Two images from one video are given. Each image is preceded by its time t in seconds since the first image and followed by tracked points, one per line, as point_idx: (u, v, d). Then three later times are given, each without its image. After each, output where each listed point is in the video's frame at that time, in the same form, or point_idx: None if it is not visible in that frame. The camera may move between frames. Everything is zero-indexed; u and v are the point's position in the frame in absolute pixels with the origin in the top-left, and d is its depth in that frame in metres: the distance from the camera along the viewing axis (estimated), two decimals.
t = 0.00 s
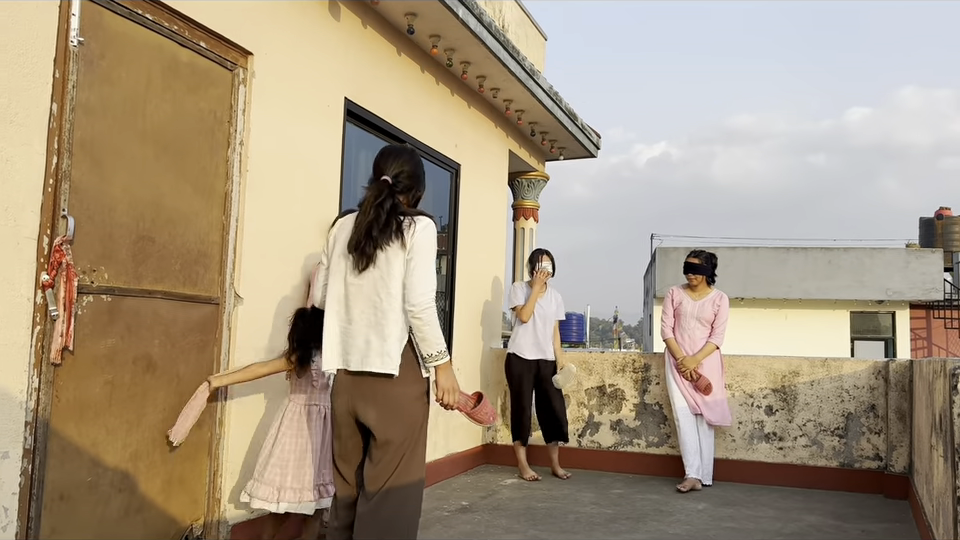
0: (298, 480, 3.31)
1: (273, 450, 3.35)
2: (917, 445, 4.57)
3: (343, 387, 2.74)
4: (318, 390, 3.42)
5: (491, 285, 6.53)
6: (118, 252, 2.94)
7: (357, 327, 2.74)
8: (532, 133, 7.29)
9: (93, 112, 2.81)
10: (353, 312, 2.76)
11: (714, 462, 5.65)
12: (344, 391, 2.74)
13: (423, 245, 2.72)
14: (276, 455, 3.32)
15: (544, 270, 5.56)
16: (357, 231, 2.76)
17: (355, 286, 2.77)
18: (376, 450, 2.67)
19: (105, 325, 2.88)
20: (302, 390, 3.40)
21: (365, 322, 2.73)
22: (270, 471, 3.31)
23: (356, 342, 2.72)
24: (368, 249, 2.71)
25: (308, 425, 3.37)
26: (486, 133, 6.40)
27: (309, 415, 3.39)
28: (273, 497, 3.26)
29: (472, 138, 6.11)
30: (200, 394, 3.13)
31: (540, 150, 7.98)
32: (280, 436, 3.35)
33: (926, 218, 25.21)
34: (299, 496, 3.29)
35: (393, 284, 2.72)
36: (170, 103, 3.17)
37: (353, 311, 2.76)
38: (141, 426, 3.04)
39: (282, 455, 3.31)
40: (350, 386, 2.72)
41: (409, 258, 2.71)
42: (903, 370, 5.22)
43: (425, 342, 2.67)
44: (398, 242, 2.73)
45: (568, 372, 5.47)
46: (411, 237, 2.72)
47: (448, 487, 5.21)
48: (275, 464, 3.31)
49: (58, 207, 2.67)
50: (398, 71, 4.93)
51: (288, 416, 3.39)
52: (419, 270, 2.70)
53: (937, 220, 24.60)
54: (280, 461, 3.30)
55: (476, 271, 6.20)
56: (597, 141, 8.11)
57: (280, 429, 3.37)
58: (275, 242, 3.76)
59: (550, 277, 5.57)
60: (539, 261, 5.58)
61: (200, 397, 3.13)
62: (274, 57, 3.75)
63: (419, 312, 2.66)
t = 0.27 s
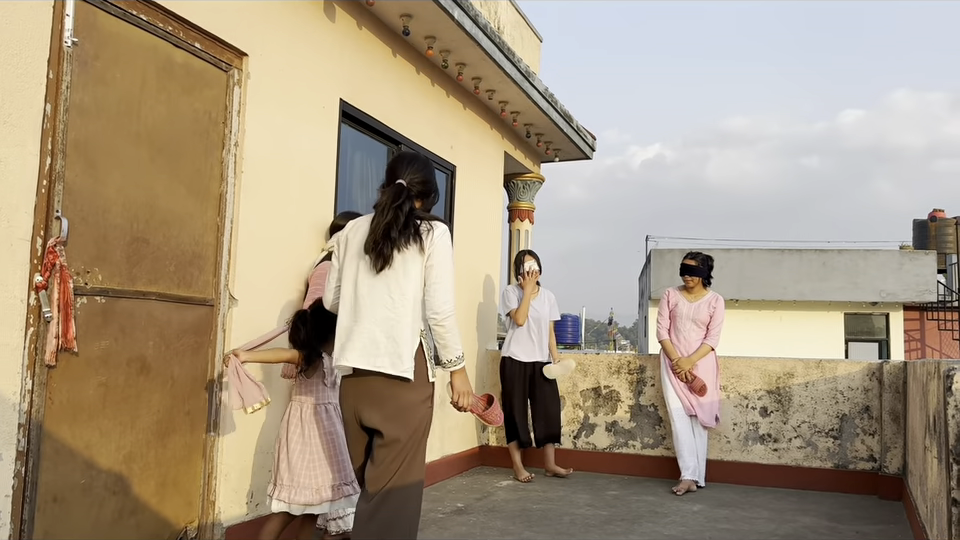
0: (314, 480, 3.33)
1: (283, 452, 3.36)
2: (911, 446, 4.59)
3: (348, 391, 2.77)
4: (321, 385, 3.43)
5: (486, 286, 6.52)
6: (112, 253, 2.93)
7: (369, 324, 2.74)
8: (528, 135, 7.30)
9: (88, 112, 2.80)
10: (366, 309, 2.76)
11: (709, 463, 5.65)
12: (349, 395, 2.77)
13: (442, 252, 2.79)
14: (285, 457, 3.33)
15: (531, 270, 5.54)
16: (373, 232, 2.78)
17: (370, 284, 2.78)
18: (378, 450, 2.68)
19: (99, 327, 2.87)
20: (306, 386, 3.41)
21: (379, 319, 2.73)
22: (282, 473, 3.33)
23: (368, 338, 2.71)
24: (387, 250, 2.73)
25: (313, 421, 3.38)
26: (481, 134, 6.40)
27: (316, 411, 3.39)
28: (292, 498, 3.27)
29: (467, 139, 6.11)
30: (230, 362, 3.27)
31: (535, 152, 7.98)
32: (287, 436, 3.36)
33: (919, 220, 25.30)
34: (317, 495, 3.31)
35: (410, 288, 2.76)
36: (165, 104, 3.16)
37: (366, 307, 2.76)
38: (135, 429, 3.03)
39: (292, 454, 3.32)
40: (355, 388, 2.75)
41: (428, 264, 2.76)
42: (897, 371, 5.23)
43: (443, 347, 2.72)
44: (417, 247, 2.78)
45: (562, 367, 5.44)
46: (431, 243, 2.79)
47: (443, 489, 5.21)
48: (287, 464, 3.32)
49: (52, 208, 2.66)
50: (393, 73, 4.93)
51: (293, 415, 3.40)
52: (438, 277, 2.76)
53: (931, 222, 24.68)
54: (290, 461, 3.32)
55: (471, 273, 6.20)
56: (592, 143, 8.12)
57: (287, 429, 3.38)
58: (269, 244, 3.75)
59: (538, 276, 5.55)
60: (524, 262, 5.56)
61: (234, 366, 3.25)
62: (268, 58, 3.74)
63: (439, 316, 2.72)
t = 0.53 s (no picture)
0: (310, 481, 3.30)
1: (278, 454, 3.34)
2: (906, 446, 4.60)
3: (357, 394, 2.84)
4: (313, 384, 3.43)
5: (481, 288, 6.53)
6: (107, 255, 2.92)
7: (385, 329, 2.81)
8: (523, 136, 7.30)
9: (82, 114, 2.80)
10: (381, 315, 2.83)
11: (704, 464, 5.66)
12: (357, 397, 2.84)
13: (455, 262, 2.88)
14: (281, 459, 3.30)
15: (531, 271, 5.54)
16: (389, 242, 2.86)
17: (385, 292, 2.85)
18: (385, 446, 2.73)
19: (93, 328, 2.86)
20: (297, 385, 3.40)
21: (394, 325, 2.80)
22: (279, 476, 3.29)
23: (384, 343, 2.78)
24: (401, 259, 2.81)
25: (306, 420, 3.37)
26: (477, 136, 6.40)
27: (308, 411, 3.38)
28: (289, 500, 3.22)
29: (462, 141, 6.11)
30: (246, 327, 3.22)
31: (530, 153, 7.99)
32: (281, 438, 3.34)
33: (912, 221, 25.40)
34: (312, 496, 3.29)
35: (423, 298, 2.85)
36: (160, 105, 3.16)
37: (381, 314, 2.83)
38: (130, 431, 3.02)
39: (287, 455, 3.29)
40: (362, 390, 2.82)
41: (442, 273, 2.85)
42: (891, 372, 5.25)
43: (454, 354, 2.81)
44: (429, 259, 2.86)
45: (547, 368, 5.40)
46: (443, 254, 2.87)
47: (439, 490, 5.21)
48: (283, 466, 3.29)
49: (46, 210, 2.65)
50: (388, 74, 4.93)
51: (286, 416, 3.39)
52: (451, 287, 2.85)
53: (924, 222, 24.77)
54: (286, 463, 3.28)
55: (467, 274, 6.20)
56: (587, 144, 8.13)
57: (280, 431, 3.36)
58: (265, 245, 3.74)
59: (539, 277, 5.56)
60: (524, 263, 5.57)
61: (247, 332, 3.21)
62: (263, 59, 3.73)
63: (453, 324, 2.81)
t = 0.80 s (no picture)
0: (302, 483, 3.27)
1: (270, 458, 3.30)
2: (900, 447, 4.61)
3: (377, 388, 2.97)
4: (300, 384, 3.38)
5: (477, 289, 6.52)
6: (102, 256, 2.91)
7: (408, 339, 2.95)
8: (518, 137, 7.30)
9: (77, 115, 2.79)
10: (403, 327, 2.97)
11: (700, 464, 5.67)
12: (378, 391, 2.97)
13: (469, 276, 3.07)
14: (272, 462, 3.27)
15: (538, 272, 5.53)
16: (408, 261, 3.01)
17: (404, 306, 2.99)
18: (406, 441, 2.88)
19: (88, 330, 2.85)
20: (283, 387, 3.35)
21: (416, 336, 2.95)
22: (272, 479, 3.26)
23: (408, 352, 2.92)
24: (429, 275, 2.97)
25: (296, 421, 3.33)
26: (472, 136, 6.39)
27: (296, 412, 3.34)
28: (283, 504, 3.20)
29: (458, 141, 6.11)
30: (256, 309, 3.13)
31: (526, 154, 7.98)
32: (272, 441, 3.31)
33: (907, 223, 25.46)
34: (307, 498, 3.27)
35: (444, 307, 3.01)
36: (155, 105, 3.15)
37: (402, 325, 2.97)
38: (124, 432, 3.01)
39: (279, 457, 3.26)
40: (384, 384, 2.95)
41: (459, 287, 3.03)
42: (886, 372, 5.26)
43: (468, 353, 3.01)
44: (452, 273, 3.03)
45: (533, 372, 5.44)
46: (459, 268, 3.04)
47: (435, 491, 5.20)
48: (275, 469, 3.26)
49: (40, 211, 2.64)
50: (383, 75, 4.93)
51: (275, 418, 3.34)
52: (466, 297, 3.02)
53: (919, 223, 24.83)
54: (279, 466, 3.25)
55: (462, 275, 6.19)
56: (582, 145, 8.14)
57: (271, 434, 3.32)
58: (260, 246, 3.74)
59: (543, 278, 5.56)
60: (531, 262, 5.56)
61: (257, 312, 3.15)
62: (257, 59, 3.72)
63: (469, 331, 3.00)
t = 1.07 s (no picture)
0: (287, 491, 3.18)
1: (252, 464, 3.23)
2: (897, 447, 4.62)
3: (402, 377, 3.15)
4: (284, 388, 3.28)
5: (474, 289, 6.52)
6: (98, 256, 2.91)
7: (427, 331, 3.16)
8: (516, 137, 7.30)
9: (73, 115, 2.78)
10: (422, 321, 3.17)
11: (697, 464, 5.67)
12: (401, 380, 3.14)
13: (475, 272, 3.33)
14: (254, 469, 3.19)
15: (544, 272, 5.52)
16: (421, 262, 3.20)
17: (419, 303, 3.19)
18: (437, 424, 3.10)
19: (84, 330, 2.85)
20: (268, 391, 3.25)
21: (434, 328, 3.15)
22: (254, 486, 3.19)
23: (429, 343, 3.13)
24: (442, 273, 3.19)
25: (281, 428, 3.22)
26: (469, 137, 6.39)
27: (284, 417, 3.25)
28: (262, 512, 3.13)
29: (455, 141, 6.11)
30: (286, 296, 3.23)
31: (523, 154, 7.99)
32: (254, 447, 3.22)
33: (903, 223, 25.49)
34: (291, 506, 3.17)
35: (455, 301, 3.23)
36: (151, 105, 3.14)
37: (420, 319, 3.17)
38: (121, 433, 3.01)
39: (260, 465, 3.17)
40: (409, 374, 3.13)
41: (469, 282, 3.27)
42: (883, 372, 5.27)
43: (479, 343, 3.31)
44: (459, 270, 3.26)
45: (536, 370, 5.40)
46: (467, 267, 3.29)
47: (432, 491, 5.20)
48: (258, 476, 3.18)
49: (36, 211, 2.64)
50: (381, 75, 4.92)
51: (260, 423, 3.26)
52: (474, 292, 3.28)
53: (916, 223, 24.88)
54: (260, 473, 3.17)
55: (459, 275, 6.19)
56: (580, 145, 8.14)
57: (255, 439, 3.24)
58: (256, 246, 3.73)
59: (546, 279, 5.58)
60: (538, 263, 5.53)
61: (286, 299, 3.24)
62: (255, 60, 3.72)
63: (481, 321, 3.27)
